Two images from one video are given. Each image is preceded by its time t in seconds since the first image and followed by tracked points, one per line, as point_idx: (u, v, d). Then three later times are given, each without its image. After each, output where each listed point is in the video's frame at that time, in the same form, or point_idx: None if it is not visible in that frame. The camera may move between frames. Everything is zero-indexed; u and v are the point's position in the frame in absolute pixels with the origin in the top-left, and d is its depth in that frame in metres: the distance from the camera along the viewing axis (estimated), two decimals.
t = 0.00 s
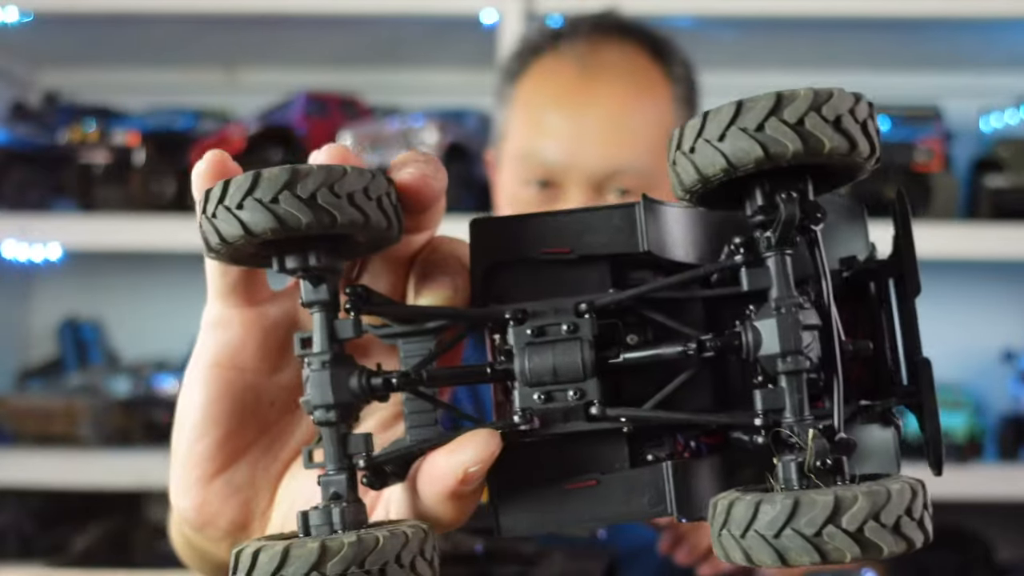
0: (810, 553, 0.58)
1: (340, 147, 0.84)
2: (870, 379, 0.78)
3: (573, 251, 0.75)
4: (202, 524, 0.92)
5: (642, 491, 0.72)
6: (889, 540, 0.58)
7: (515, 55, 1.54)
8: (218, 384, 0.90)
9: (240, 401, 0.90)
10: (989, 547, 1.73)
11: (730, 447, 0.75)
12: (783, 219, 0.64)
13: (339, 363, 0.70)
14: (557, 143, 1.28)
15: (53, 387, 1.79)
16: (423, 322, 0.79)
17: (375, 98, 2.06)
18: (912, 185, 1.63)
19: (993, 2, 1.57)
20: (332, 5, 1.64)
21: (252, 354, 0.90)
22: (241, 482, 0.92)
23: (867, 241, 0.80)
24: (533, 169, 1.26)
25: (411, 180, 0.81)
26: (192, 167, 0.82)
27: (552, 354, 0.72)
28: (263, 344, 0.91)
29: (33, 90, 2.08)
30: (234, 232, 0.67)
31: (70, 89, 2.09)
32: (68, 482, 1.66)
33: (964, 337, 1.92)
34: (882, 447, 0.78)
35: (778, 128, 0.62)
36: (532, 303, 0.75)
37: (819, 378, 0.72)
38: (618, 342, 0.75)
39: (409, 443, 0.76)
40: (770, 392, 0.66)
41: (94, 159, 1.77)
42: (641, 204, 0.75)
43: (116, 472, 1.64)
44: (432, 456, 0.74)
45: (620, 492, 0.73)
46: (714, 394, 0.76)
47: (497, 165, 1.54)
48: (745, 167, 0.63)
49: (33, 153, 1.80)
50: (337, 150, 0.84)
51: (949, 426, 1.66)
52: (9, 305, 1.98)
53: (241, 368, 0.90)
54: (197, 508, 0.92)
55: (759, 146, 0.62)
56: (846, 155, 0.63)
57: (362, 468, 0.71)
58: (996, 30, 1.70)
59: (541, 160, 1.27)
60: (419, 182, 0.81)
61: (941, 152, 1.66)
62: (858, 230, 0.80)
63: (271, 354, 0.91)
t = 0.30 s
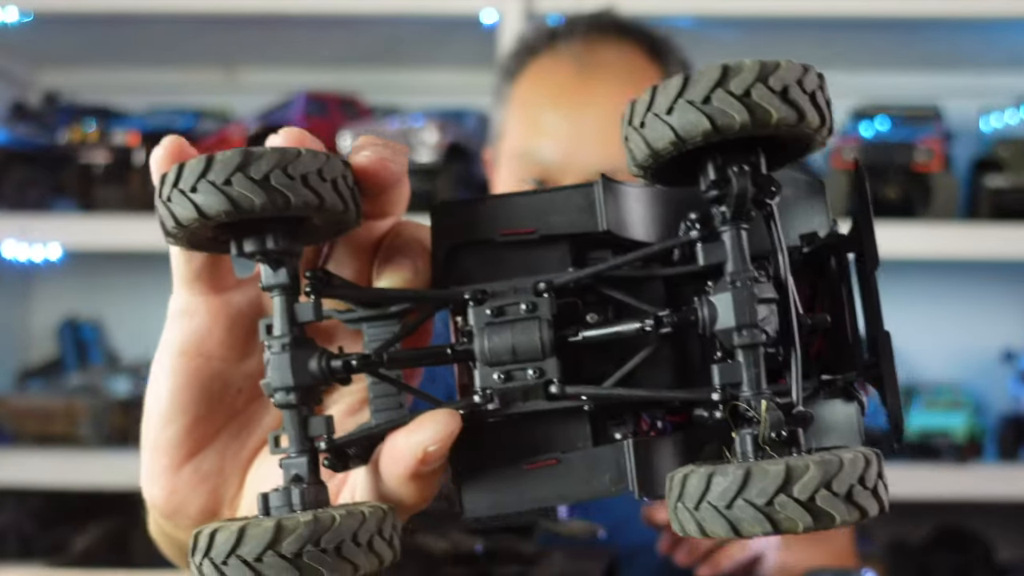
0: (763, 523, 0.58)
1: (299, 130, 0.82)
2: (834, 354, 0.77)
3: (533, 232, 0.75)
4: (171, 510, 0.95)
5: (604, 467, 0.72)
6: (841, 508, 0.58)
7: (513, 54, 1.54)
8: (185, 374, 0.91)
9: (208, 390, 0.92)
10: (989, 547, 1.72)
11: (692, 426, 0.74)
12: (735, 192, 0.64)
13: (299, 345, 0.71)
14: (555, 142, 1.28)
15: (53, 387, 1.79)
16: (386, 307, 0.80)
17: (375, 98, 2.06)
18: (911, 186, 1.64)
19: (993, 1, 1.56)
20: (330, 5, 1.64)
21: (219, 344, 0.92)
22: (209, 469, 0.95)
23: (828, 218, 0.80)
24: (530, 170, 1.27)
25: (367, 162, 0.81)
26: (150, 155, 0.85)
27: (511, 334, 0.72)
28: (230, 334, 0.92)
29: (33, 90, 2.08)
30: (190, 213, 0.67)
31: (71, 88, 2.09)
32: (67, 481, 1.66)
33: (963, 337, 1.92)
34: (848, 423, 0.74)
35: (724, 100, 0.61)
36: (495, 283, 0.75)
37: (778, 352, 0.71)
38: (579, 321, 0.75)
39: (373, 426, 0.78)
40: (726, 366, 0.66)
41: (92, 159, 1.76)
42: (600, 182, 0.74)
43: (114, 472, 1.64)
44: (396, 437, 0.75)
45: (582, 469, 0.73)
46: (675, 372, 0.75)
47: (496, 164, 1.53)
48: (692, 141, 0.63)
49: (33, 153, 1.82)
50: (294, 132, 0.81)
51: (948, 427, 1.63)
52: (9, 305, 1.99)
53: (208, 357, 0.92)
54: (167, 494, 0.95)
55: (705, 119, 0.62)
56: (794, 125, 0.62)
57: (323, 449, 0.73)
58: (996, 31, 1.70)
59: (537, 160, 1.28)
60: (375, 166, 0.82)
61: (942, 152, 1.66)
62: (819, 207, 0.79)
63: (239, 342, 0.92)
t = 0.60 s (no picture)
0: (654, 557, 0.58)
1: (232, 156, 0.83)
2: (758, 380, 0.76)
3: (462, 254, 0.74)
4: (113, 517, 0.94)
5: (518, 496, 0.72)
6: (732, 546, 0.58)
7: (512, 52, 1.54)
8: (128, 384, 0.91)
9: (149, 400, 0.92)
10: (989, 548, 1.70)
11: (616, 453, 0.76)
12: (646, 225, 0.64)
13: (227, 362, 0.72)
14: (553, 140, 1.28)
15: (53, 386, 1.80)
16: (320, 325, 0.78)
17: (375, 98, 2.06)
18: (912, 185, 1.63)
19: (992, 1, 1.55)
20: (329, 5, 1.64)
21: (160, 356, 0.92)
22: (150, 478, 0.94)
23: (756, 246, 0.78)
24: (526, 167, 1.28)
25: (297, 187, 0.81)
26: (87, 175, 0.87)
27: (433, 358, 0.71)
28: (172, 346, 0.92)
29: (33, 91, 2.09)
30: (116, 235, 0.68)
31: (73, 89, 2.10)
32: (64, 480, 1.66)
33: (964, 337, 1.90)
34: (765, 453, 0.76)
35: (630, 137, 0.61)
36: (422, 306, 0.75)
37: (693, 384, 0.71)
38: (502, 346, 0.74)
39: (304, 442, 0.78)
40: (640, 397, 0.65)
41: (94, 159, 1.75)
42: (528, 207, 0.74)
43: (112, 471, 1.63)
44: (316, 457, 0.78)
45: (497, 493, 0.73)
46: (598, 400, 0.75)
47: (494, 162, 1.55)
48: (601, 176, 0.62)
49: (32, 153, 1.79)
50: (225, 156, 0.83)
51: (948, 428, 1.60)
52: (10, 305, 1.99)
53: (149, 368, 0.92)
54: (108, 503, 0.94)
55: (612, 154, 0.61)
56: (703, 162, 0.62)
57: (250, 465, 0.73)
58: (998, 31, 1.68)
59: (535, 158, 1.28)
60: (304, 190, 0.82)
61: (942, 153, 1.62)
62: (748, 236, 0.78)
63: (180, 355, 0.93)
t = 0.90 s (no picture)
0: (657, 562, 0.58)
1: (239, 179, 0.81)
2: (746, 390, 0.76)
3: (466, 272, 0.74)
4: (121, 520, 0.94)
5: (523, 495, 0.72)
6: (729, 551, 0.58)
7: (511, 50, 1.54)
8: (136, 392, 0.91)
9: (156, 406, 0.92)
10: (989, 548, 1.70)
11: (611, 457, 0.74)
12: (645, 251, 0.63)
13: (241, 375, 0.72)
14: (551, 137, 1.27)
15: (53, 386, 1.80)
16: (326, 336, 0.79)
17: (375, 99, 2.06)
18: (911, 185, 1.63)
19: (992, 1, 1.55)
20: (329, 6, 1.64)
21: (168, 364, 0.92)
22: (156, 483, 0.93)
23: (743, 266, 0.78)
24: (524, 164, 1.27)
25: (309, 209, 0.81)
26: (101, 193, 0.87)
27: (439, 371, 0.71)
28: (179, 354, 0.92)
29: (33, 91, 2.09)
30: (137, 255, 0.68)
31: (73, 89, 2.10)
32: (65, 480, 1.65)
33: (964, 337, 1.90)
34: (750, 458, 0.77)
35: (631, 171, 0.61)
36: (428, 321, 0.75)
37: (686, 395, 0.70)
38: (504, 359, 0.74)
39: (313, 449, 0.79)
40: (637, 409, 0.65)
41: (95, 160, 1.75)
42: (528, 227, 0.73)
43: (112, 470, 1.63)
44: (329, 464, 0.77)
45: (503, 497, 0.73)
46: (594, 410, 0.75)
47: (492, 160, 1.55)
48: (602, 208, 0.62)
49: (32, 153, 1.79)
50: (236, 177, 0.81)
51: (948, 427, 1.59)
52: (10, 305, 1.99)
53: (157, 377, 0.92)
54: (115, 507, 0.94)
55: (614, 187, 0.61)
56: (698, 195, 0.62)
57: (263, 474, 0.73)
58: (998, 31, 1.68)
59: (532, 155, 1.27)
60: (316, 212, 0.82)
61: (943, 152, 1.62)
62: (736, 254, 0.78)
63: (188, 364, 0.93)
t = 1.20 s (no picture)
0: (621, 435, 0.53)
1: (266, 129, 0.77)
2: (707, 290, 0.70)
3: (440, 194, 0.66)
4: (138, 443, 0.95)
5: (502, 398, 0.65)
6: (687, 423, 0.53)
7: (512, 47, 1.53)
8: (145, 319, 0.90)
9: (164, 332, 0.91)
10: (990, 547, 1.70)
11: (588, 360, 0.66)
12: (608, 163, 0.60)
13: (241, 291, 0.65)
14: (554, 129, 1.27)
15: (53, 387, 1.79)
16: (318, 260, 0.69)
17: (374, 98, 2.05)
18: (911, 185, 1.63)
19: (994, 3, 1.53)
20: (329, 5, 1.63)
21: (175, 293, 0.89)
22: (168, 404, 0.93)
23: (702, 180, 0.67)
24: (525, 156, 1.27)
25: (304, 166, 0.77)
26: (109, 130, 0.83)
27: (423, 284, 0.63)
28: (186, 284, 0.89)
29: (33, 91, 2.08)
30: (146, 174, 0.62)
31: (71, 87, 2.09)
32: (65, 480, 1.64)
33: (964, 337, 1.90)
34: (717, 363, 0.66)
35: (594, 82, 0.57)
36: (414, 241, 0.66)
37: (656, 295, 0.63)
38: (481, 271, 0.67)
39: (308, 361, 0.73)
40: (604, 310, 0.61)
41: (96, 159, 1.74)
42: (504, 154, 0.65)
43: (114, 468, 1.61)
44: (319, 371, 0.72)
45: (485, 395, 0.66)
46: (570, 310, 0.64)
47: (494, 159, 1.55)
48: (568, 123, 0.59)
49: (32, 153, 1.78)
50: (233, 109, 0.82)
51: (948, 427, 1.59)
52: (9, 305, 1.99)
53: (165, 305, 0.89)
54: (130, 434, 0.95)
55: (578, 100, 0.57)
56: (657, 110, 0.58)
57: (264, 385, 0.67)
58: (999, 32, 1.68)
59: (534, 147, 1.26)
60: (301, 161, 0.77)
61: (943, 151, 1.61)
62: (693, 171, 0.66)
63: (196, 292, 0.90)
